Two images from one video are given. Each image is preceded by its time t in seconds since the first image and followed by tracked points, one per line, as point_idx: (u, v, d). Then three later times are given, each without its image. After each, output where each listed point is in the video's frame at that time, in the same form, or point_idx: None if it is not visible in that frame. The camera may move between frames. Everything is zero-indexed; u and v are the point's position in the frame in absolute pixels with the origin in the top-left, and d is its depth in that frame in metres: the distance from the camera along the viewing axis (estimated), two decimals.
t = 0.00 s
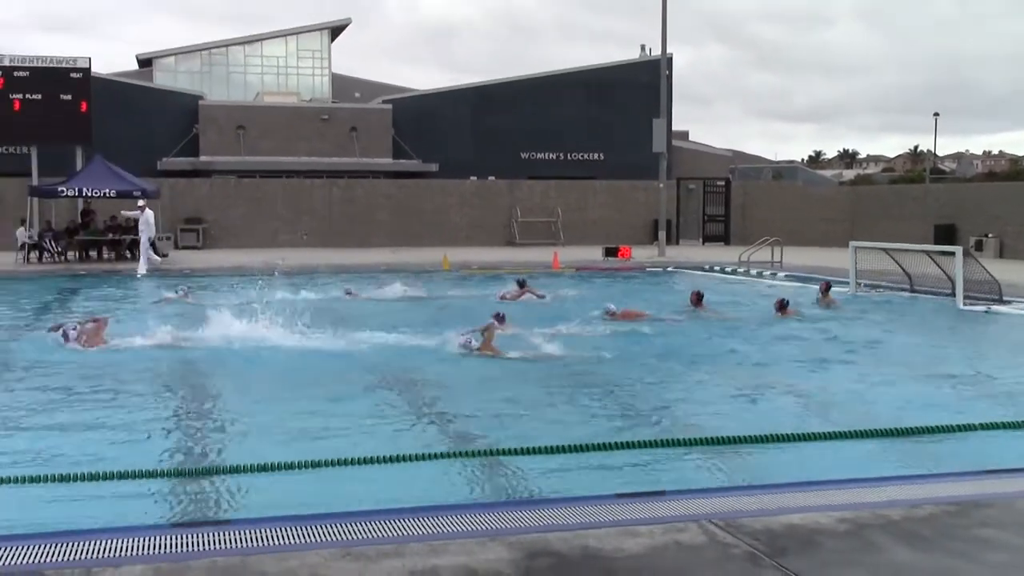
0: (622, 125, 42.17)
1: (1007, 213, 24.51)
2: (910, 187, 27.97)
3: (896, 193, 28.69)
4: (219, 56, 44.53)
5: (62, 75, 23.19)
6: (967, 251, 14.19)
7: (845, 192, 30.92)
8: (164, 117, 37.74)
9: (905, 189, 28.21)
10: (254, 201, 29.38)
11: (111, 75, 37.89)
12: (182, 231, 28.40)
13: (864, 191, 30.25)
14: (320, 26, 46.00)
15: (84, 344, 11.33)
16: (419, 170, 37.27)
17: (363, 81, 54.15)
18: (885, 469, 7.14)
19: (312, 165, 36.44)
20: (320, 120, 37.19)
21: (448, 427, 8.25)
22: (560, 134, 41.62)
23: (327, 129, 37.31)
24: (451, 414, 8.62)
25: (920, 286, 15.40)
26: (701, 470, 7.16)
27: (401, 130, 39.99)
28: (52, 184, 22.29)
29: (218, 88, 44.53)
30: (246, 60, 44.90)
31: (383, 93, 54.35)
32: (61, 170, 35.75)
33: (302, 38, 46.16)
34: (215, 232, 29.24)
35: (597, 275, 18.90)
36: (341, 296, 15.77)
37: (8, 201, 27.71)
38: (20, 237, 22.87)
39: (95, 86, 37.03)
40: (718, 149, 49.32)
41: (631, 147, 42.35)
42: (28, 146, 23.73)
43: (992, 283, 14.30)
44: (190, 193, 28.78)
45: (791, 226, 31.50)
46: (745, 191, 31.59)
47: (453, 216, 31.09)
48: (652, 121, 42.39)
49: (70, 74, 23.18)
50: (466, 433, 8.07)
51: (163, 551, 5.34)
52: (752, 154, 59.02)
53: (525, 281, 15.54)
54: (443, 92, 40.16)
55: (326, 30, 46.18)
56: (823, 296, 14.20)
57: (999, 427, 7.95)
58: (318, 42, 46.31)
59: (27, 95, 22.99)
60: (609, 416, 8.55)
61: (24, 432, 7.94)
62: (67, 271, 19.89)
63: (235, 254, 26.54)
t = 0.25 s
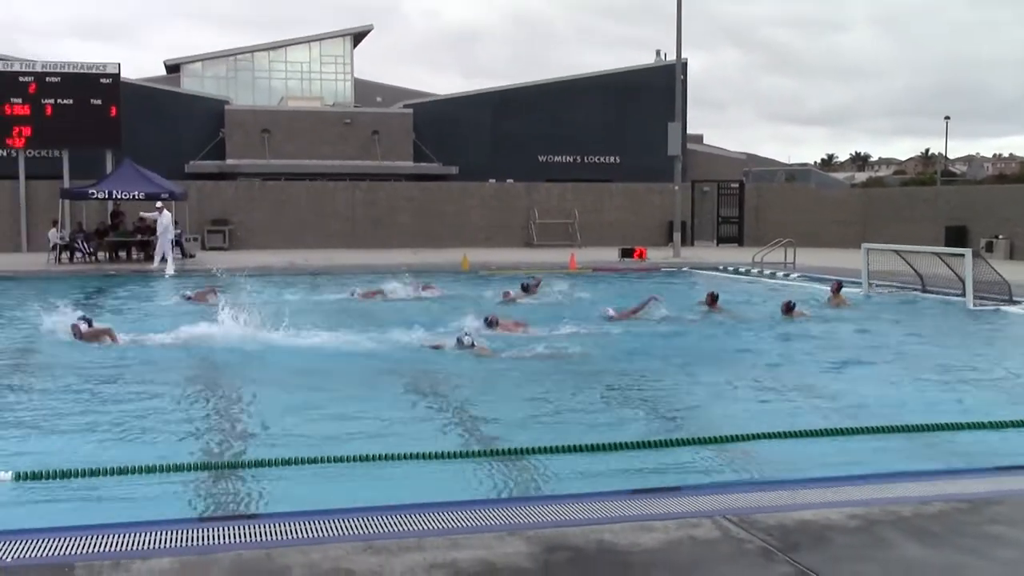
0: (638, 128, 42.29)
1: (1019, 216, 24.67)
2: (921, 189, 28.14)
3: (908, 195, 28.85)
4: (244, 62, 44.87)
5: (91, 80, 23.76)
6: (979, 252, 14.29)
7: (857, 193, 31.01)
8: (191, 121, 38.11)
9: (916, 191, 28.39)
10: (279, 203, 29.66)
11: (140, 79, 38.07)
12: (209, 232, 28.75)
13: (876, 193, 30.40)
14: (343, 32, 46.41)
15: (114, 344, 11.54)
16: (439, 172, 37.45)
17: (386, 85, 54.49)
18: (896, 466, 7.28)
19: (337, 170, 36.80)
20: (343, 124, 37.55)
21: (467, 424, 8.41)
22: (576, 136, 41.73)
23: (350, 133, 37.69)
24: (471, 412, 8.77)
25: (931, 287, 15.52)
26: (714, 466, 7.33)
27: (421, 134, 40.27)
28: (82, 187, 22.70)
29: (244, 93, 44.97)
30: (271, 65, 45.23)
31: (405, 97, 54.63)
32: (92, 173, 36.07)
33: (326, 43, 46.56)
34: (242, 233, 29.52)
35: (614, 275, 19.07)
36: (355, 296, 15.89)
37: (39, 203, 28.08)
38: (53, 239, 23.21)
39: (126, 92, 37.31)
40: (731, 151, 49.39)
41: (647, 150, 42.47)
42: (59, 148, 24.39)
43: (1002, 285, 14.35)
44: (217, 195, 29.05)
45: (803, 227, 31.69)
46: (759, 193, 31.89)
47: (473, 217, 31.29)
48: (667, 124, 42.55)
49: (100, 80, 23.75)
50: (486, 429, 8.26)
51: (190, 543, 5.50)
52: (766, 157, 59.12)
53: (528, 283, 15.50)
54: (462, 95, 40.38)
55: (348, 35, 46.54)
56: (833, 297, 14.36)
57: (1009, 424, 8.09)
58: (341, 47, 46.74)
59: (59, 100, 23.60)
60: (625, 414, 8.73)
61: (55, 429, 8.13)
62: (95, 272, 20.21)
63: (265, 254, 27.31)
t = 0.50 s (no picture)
0: (653, 132, 42.41)
1: None
2: (932, 192, 28.42)
3: (917, 198, 29.12)
4: (269, 68, 45.41)
5: (121, 85, 24.09)
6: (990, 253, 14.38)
7: (868, 195, 31.15)
8: (216, 126, 38.52)
9: (926, 195, 28.67)
10: (305, 204, 29.98)
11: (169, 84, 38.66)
12: (234, 234, 29.05)
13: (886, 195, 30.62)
14: (365, 38, 46.49)
15: (140, 343, 11.74)
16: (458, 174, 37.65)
17: (407, 90, 54.92)
18: (907, 462, 7.40)
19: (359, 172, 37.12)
20: (364, 128, 37.75)
21: (485, 424, 8.49)
22: (592, 139, 41.87)
23: (371, 136, 37.96)
24: (488, 411, 8.86)
25: (942, 287, 15.61)
26: (727, 462, 7.47)
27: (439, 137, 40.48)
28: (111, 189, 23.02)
29: (269, 98, 45.46)
30: (295, 70, 45.69)
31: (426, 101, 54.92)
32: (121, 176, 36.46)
33: (348, 49, 46.74)
34: (267, 234, 29.84)
35: (628, 275, 19.23)
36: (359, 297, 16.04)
37: (70, 207, 28.44)
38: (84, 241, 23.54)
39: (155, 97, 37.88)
40: (745, 154, 49.50)
41: (662, 153, 42.57)
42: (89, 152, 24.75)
43: (1011, 285, 14.44)
44: (243, 198, 29.35)
45: (815, 228, 31.81)
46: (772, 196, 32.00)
47: (490, 219, 31.49)
48: (681, 127, 42.65)
49: (129, 85, 24.06)
50: (504, 425, 8.43)
51: (214, 537, 5.44)
52: (779, 159, 59.21)
53: (533, 284, 15.62)
54: (479, 99, 40.61)
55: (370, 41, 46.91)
56: (840, 300, 14.53)
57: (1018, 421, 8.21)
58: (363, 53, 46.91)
59: (89, 105, 23.96)
60: (641, 412, 8.87)
61: (81, 429, 8.23)
62: (120, 271, 20.51)
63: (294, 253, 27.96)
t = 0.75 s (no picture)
0: (666, 134, 42.52)
1: None
2: (942, 193, 28.78)
3: (926, 199, 29.44)
4: (291, 72, 45.83)
5: (147, 90, 24.43)
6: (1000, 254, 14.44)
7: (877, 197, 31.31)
8: (239, 130, 38.86)
9: (935, 196, 29.04)
10: (325, 205, 30.27)
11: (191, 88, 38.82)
12: (256, 234, 29.40)
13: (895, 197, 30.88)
14: (384, 43, 46.96)
15: (163, 342, 11.94)
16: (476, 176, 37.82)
17: (425, 94, 55.19)
18: (917, 460, 7.48)
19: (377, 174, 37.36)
20: (383, 132, 38.08)
21: (505, 423, 8.56)
22: (606, 141, 41.99)
23: (390, 139, 38.22)
24: (508, 411, 8.95)
25: (952, 287, 15.69)
26: (738, 460, 7.57)
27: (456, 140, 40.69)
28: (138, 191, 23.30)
29: (290, 103, 45.78)
30: (316, 75, 45.97)
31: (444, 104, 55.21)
32: (147, 178, 36.82)
33: (367, 53, 47.16)
34: (288, 234, 30.12)
35: (642, 275, 19.37)
36: (371, 297, 16.13)
37: (97, 208, 28.80)
38: (112, 241, 23.85)
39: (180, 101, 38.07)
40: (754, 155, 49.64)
41: (675, 156, 42.66)
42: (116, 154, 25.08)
43: (1021, 285, 14.52)
44: (264, 199, 29.62)
45: (826, 230, 31.90)
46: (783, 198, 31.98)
47: (506, 220, 31.69)
48: (694, 130, 42.76)
49: (155, 90, 24.39)
50: (520, 422, 8.56)
51: (237, 530, 5.54)
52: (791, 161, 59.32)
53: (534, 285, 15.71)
54: (495, 102, 40.80)
55: (389, 47, 47.20)
56: (846, 301, 14.69)
57: None
58: (382, 58, 47.32)
59: (117, 109, 24.29)
60: (655, 410, 8.98)
61: (110, 425, 8.40)
62: (143, 271, 20.78)
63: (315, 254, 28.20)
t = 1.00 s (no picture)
0: (681, 135, 42.53)
1: None
2: (954, 193, 28.90)
3: (938, 199, 29.49)
4: (311, 75, 46.13)
5: (170, 92, 24.70)
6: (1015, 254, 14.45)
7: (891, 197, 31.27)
8: (261, 132, 39.13)
9: (948, 196, 29.14)
10: (345, 205, 30.48)
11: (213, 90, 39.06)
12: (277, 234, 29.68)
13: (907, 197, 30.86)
14: (403, 46, 47.18)
15: (186, 341, 12.11)
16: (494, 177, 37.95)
17: (443, 95, 55.41)
18: (930, 458, 7.52)
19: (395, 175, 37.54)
20: (402, 133, 38.25)
21: (522, 421, 8.65)
22: (622, 142, 42.04)
23: (409, 141, 38.42)
24: (525, 408, 9.04)
25: (966, 287, 15.70)
26: (752, 457, 7.65)
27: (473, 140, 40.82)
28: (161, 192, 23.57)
29: (311, 105, 46.07)
30: (336, 77, 46.24)
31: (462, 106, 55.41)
32: (170, 179, 37.14)
33: (386, 56, 47.11)
34: (309, 234, 30.36)
35: (657, 274, 19.44)
36: (388, 295, 16.28)
37: (121, 209, 29.12)
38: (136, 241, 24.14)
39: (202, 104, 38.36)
40: (767, 155, 49.63)
41: (690, 156, 42.68)
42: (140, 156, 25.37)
43: None
44: (285, 200, 29.90)
45: (841, 229, 31.85)
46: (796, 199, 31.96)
47: (523, 220, 31.78)
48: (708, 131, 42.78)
49: (178, 92, 24.67)
50: (537, 420, 8.68)
51: (258, 524, 5.67)
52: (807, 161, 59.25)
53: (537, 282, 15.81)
54: (512, 103, 40.91)
55: (408, 49, 47.41)
56: (856, 300, 14.76)
57: None
58: (401, 61, 47.31)
59: (141, 111, 24.56)
60: (670, 408, 9.05)
61: (134, 422, 8.54)
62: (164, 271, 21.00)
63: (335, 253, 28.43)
